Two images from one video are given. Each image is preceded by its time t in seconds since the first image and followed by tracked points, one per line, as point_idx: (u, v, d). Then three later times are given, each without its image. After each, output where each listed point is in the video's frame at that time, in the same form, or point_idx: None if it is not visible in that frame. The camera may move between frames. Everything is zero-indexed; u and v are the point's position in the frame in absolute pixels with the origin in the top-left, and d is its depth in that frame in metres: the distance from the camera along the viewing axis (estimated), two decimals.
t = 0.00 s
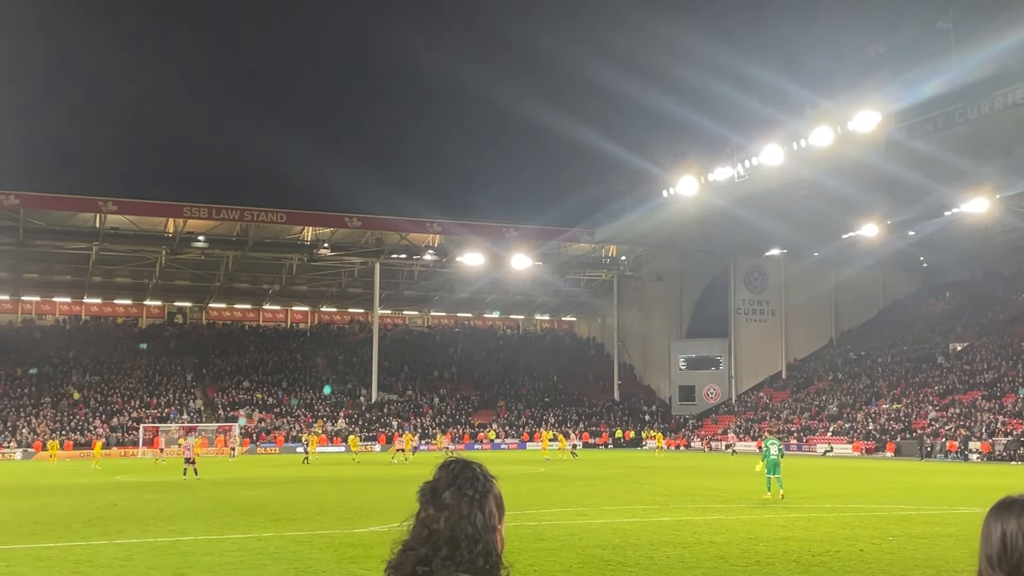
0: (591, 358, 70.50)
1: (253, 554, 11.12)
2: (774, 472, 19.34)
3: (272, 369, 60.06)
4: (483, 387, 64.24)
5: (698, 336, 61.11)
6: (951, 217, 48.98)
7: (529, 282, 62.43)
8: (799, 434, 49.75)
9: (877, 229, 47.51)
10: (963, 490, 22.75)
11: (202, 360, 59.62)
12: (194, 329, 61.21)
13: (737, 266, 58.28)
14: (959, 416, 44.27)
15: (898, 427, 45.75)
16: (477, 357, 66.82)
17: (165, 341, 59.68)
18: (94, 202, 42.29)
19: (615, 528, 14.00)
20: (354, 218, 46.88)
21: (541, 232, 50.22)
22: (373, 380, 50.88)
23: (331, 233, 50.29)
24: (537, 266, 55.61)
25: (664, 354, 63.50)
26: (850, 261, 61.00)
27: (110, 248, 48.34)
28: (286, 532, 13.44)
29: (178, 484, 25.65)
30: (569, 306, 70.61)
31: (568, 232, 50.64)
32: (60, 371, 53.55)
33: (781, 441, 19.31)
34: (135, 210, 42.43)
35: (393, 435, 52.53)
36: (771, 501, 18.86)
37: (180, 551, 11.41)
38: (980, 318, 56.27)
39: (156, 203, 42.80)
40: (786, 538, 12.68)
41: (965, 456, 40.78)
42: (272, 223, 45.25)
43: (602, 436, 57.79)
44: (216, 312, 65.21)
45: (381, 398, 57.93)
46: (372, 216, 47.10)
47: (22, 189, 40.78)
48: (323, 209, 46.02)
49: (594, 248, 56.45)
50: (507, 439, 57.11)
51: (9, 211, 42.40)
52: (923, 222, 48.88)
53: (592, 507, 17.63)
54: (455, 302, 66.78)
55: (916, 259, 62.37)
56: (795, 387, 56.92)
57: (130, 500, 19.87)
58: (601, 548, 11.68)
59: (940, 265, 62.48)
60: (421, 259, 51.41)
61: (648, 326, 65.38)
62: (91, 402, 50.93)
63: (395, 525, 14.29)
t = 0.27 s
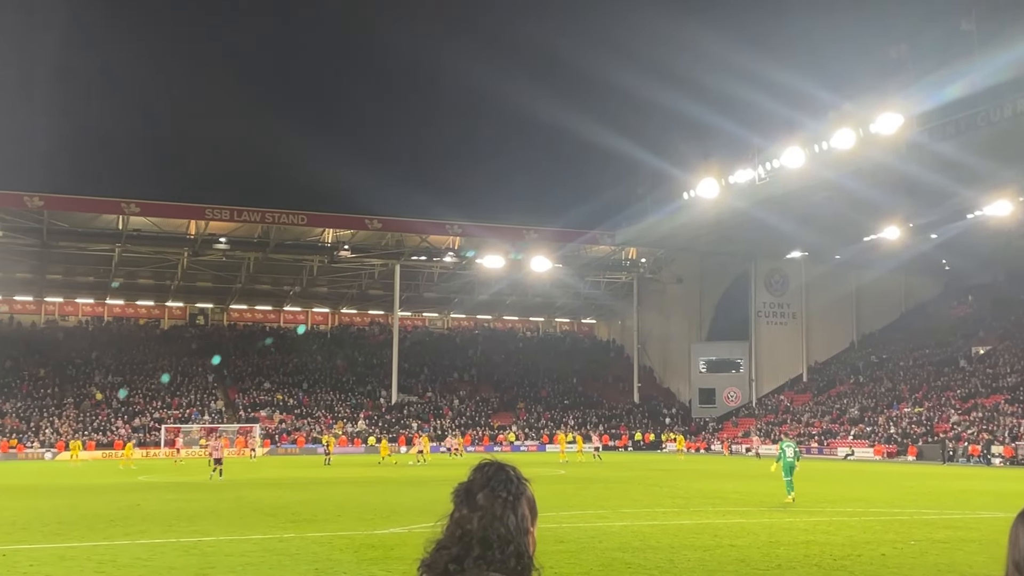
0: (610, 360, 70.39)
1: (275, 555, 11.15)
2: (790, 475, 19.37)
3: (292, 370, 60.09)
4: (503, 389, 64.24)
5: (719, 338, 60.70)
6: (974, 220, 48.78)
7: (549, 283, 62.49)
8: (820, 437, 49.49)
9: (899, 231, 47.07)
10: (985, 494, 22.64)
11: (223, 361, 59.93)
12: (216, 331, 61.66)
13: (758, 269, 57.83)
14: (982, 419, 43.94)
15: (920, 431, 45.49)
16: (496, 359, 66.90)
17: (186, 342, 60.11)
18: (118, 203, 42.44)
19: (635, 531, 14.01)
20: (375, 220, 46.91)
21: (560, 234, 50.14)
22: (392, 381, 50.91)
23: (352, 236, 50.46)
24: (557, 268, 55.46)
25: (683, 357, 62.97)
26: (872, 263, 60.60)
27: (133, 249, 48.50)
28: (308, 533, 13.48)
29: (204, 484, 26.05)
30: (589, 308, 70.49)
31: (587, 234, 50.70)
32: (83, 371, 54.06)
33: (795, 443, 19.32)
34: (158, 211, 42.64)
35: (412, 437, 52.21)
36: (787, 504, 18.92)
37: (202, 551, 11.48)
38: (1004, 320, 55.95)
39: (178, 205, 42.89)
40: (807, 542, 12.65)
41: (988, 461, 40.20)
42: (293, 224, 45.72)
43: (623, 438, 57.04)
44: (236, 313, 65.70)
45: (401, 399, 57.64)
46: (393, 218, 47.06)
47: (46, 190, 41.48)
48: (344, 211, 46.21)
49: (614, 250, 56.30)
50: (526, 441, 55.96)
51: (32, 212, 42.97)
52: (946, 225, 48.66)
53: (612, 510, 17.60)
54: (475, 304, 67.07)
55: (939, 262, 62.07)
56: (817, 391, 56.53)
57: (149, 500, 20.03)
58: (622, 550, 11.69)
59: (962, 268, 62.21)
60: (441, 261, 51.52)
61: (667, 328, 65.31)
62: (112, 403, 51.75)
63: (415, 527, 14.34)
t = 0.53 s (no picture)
0: (635, 362, 70.15)
1: (300, 556, 11.20)
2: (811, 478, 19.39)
3: (317, 371, 60.28)
4: (527, 390, 64.19)
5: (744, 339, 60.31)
6: (1003, 221, 48.36)
7: (573, 285, 62.65)
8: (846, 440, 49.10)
9: (927, 231, 46.79)
10: (1011, 498, 22.49)
11: (248, 362, 60.27)
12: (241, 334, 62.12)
13: (782, 270, 58.11)
14: (1011, 422, 43.49)
15: (947, 433, 44.99)
16: (520, 360, 66.95)
17: (211, 342, 60.93)
18: (143, 205, 42.61)
19: (658, 534, 13.94)
20: (398, 221, 46.80)
21: (584, 235, 49.95)
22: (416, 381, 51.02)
23: (375, 236, 50.47)
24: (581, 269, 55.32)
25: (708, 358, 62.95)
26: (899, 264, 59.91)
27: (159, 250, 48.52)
28: (332, 534, 13.54)
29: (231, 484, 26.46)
30: (613, 309, 70.45)
31: (611, 235, 50.60)
32: (110, 371, 54.61)
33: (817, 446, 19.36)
34: (183, 213, 42.84)
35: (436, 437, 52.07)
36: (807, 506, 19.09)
37: (226, 551, 11.58)
38: None
39: (203, 206, 43.18)
40: (833, 545, 12.59)
41: (1017, 463, 39.75)
42: (318, 225, 45.73)
43: (647, 441, 57.19)
44: (262, 313, 65.41)
45: (425, 400, 57.95)
46: (417, 219, 46.90)
47: (75, 193, 42.33)
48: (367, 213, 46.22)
49: (638, 252, 56.13)
50: (551, 443, 54.92)
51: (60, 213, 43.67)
52: (975, 225, 48.41)
53: (635, 512, 17.58)
54: (499, 305, 67.10)
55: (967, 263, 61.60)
56: (843, 393, 56.07)
57: (174, 500, 20.21)
58: (645, 553, 11.65)
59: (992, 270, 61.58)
60: (465, 262, 51.72)
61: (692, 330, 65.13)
62: (138, 403, 52.07)
63: (440, 528, 14.41)
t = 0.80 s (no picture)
0: (663, 363, 69.92)
1: (329, 555, 11.24)
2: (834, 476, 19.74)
3: (345, 371, 60.56)
4: (554, 391, 64.05)
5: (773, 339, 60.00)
6: None
7: (601, 285, 62.82)
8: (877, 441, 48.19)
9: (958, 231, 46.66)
10: None
11: (276, 362, 60.37)
12: (269, 333, 62.57)
13: (812, 269, 58.12)
14: None
15: (979, 434, 44.00)
16: (548, 361, 67.02)
17: (241, 343, 61.67)
18: (173, 206, 42.86)
19: (688, 535, 13.88)
20: (426, 222, 46.97)
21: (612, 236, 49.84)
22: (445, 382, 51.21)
23: (403, 237, 50.52)
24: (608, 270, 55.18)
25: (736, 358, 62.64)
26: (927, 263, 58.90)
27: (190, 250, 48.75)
28: (360, 534, 13.57)
29: (262, 484, 26.37)
30: (640, 309, 70.37)
31: (639, 235, 50.43)
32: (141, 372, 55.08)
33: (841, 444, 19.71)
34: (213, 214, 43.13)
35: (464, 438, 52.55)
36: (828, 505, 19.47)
37: (256, 551, 11.60)
38: None
39: (231, 208, 43.82)
40: (863, 546, 12.53)
41: None
42: (346, 226, 45.90)
43: (674, 441, 56.68)
44: (290, 314, 65.75)
45: (453, 400, 58.04)
46: (444, 220, 47.17)
47: (106, 194, 42.87)
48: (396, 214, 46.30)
49: (666, 252, 55.98)
50: (578, 443, 55.35)
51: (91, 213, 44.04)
52: (1008, 224, 48.01)
53: (663, 513, 17.53)
54: (527, 305, 67.22)
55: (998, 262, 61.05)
56: (874, 393, 55.55)
57: (204, 500, 20.36)
58: (674, 554, 11.62)
59: None
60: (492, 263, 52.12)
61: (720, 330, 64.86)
62: (169, 403, 52.44)
63: (469, 528, 14.41)
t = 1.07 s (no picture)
0: (694, 363, 69.76)
1: (360, 554, 11.32)
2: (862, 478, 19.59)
3: (375, 372, 60.84)
4: (584, 391, 64.01)
5: (804, 339, 59.56)
6: None
7: (631, 286, 62.75)
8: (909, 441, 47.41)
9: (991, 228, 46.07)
10: None
11: (307, 363, 60.86)
12: (300, 333, 62.92)
13: (844, 268, 57.13)
14: None
15: (1015, 434, 42.91)
16: (578, 361, 66.99)
17: (272, 344, 61.60)
18: (205, 207, 43.26)
19: (720, 535, 13.85)
20: (455, 223, 47.25)
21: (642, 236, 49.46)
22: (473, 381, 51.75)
23: (432, 237, 50.85)
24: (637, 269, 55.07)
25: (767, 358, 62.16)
26: (959, 260, 56.64)
27: (224, 253, 50.43)
28: (391, 533, 13.64)
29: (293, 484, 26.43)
30: (670, 309, 70.23)
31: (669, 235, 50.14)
32: (173, 372, 55.89)
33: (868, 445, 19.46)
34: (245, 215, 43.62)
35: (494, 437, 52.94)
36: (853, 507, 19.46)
37: (288, 550, 11.68)
38: None
39: (260, 209, 44.35)
40: (896, 547, 12.46)
41: None
42: (375, 227, 46.10)
43: (705, 442, 56.00)
44: (321, 316, 66.43)
45: (482, 400, 58.10)
46: (473, 220, 47.30)
47: (138, 196, 43.33)
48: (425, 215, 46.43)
49: (697, 251, 55.86)
50: (609, 444, 54.64)
51: (124, 215, 44.58)
52: None
53: (694, 513, 17.51)
54: (556, 305, 67.33)
55: None
56: (907, 393, 54.59)
57: (238, 499, 20.52)
58: (706, 555, 11.62)
59: None
60: (521, 263, 51.90)
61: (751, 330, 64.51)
62: (201, 403, 52.92)
63: (499, 529, 14.44)
